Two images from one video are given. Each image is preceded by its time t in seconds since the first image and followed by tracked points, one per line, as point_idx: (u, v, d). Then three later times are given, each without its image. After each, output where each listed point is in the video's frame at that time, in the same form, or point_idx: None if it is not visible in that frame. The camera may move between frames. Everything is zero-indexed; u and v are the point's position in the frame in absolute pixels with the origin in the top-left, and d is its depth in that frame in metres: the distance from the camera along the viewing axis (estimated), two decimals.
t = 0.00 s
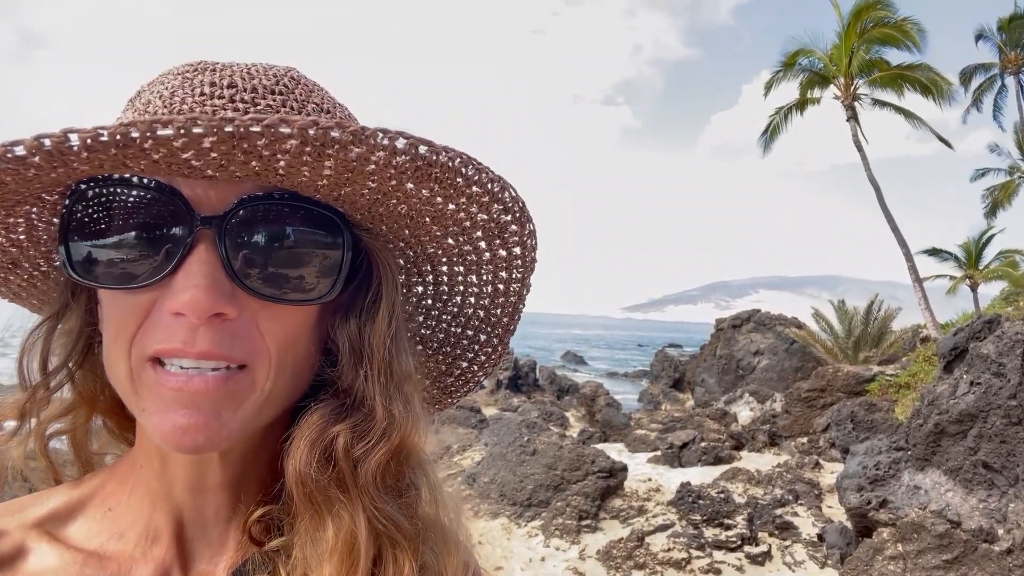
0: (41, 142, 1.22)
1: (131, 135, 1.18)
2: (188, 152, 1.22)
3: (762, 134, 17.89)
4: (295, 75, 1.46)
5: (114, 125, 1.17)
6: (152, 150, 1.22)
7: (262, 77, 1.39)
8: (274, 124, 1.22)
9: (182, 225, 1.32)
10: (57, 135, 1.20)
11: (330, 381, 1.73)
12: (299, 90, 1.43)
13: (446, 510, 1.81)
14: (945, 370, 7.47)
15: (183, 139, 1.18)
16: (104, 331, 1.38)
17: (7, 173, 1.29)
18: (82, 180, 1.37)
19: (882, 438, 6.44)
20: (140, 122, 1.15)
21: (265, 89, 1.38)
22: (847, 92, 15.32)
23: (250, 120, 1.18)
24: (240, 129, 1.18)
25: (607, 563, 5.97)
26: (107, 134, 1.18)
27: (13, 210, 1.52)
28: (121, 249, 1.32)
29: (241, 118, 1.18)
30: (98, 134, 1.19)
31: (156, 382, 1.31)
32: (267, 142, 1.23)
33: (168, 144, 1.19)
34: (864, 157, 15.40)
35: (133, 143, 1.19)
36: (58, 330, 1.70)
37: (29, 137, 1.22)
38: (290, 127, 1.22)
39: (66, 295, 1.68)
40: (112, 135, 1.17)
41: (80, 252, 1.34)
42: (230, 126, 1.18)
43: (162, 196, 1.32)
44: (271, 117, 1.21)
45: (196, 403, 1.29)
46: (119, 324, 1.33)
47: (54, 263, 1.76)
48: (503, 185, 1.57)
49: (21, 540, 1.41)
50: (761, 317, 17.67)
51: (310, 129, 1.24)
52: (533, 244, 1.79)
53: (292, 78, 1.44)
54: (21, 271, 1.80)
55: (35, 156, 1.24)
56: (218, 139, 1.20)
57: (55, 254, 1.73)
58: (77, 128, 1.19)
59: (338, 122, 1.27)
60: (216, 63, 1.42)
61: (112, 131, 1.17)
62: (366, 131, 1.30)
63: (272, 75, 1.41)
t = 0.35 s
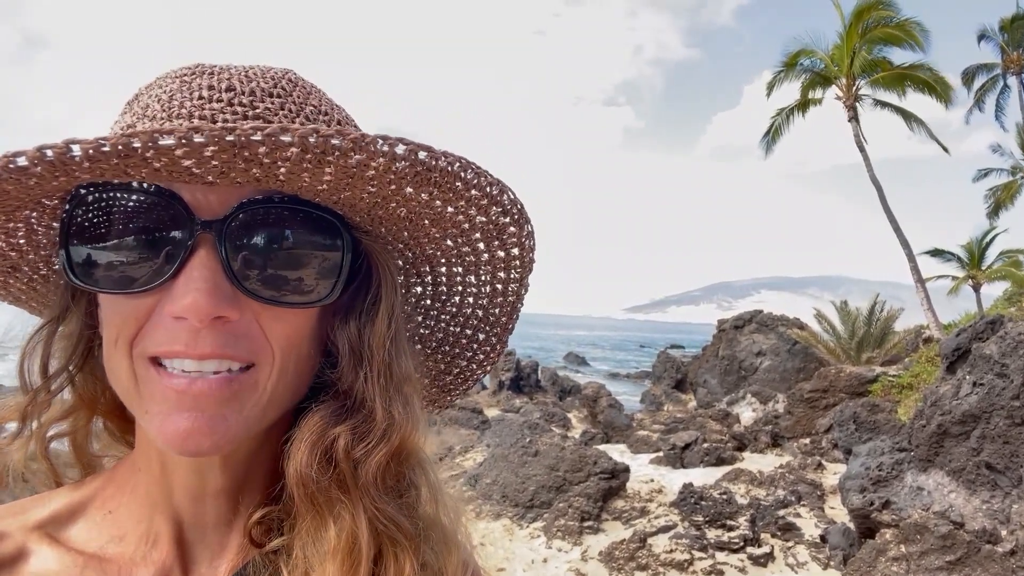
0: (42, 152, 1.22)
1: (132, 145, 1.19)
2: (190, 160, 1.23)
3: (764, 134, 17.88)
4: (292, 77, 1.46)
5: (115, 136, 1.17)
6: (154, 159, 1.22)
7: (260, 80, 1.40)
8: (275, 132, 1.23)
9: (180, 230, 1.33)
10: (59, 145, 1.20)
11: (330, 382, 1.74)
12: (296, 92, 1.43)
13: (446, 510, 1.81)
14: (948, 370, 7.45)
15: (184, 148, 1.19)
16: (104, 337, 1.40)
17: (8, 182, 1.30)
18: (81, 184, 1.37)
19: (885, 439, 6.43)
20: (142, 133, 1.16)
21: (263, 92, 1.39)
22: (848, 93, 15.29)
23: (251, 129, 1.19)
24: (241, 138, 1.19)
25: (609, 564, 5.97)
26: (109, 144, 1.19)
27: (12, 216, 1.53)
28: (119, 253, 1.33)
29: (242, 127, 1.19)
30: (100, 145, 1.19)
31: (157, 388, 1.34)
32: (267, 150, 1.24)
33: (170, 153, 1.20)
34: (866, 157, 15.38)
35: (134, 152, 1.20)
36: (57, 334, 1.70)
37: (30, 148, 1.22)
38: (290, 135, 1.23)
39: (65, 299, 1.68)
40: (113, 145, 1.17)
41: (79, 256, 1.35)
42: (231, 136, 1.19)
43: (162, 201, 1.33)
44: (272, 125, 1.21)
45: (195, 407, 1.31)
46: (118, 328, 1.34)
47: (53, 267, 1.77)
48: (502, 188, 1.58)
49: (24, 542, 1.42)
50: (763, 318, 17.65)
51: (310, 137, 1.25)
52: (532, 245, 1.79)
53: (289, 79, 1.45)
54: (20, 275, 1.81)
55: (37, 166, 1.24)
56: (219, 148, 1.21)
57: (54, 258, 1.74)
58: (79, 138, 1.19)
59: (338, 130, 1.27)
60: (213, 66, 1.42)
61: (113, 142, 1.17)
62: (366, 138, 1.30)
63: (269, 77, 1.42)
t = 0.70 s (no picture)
0: (49, 146, 1.23)
1: (139, 140, 1.19)
2: (196, 155, 1.24)
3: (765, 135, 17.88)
4: (295, 74, 1.47)
5: (121, 131, 1.18)
6: (159, 154, 1.23)
7: (263, 77, 1.41)
8: (281, 127, 1.24)
9: (182, 226, 1.34)
10: (65, 140, 1.21)
11: (332, 379, 1.75)
12: (299, 90, 1.45)
13: (448, 508, 1.82)
14: (950, 370, 7.45)
15: (191, 143, 1.20)
16: (104, 333, 1.40)
17: (13, 176, 1.31)
18: (83, 180, 1.38)
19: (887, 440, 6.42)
20: (149, 128, 1.17)
21: (266, 89, 1.40)
22: (849, 93, 15.29)
23: (257, 125, 1.20)
24: (248, 134, 1.21)
25: (611, 565, 5.96)
26: (115, 140, 1.19)
27: (14, 210, 1.55)
28: (121, 250, 1.34)
29: (248, 122, 1.20)
30: (106, 140, 1.20)
31: (159, 385, 1.35)
32: (273, 146, 1.25)
33: (176, 148, 1.21)
34: (867, 157, 15.37)
35: (141, 148, 1.21)
36: (58, 330, 1.71)
37: (37, 143, 1.23)
38: (297, 132, 1.24)
39: (66, 295, 1.70)
40: (120, 140, 1.18)
41: (81, 252, 1.36)
42: (237, 131, 1.20)
43: (165, 197, 1.34)
44: (278, 122, 1.22)
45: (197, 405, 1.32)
46: (120, 324, 1.35)
47: (54, 264, 1.78)
48: (505, 186, 1.59)
49: (24, 539, 1.43)
50: (765, 318, 17.63)
51: (316, 134, 1.26)
52: (533, 243, 1.80)
53: (292, 76, 1.46)
54: (21, 272, 1.82)
55: (43, 160, 1.25)
56: (226, 143, 1.22)
57: (55, 255, 1.75)
58: (86, 133, 1.19)
59: (344, 126, 1.29)
60: (217, 63, 1.43)
61: (120, 137, 1.18)
62: (371, 135, 1.31)
63: (271, 74, 1.43)
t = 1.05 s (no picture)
0: (51, 141, 1.23)
1: (140, 134, 1.20)
2: (197, 150, 1.24)
3: (768, 135, 17.84)
4: (300, 81, 1.48)
5: (123, 124, 1.19)
6: (161, 149, 1.24)
7: (268, 83, 1.42)
8: (282, 124, 1.24)
9: (185, 230, 1.34)
10: (67, 133, 1.22)
11: (338, 384, 1.76)
12: (304, 95, 1.46)
13: (455, 514, 1.82)
14: (954, 370, 7.44)
15: (191, 138, 1.20)
16: (109, 336, 1.41)
17: (16, 172, 1.33)
18: (88, 183, 1.39)
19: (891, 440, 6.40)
20: (150, 122, 1.17)
21: (271, 94, 1.41)
22: (853, 92, 15.25)
23: (258, 119, 1.20)
24: (248, 128, 1.21)
25: (614, 565, 5.96)
26: (116, 133, 1.20)
27: (19, 213, 1.56)
28: (125, 255, 1.35)
29: (249, 117, 1.21)
30: (108, 134, 1.21)
31: (162, 389, 1.35)
32: (275, 142, 1.25)
33: (176, 142, 1.21)
34: (871, 156, 15.34)
35: (141, 142, 1.21)
36: (63, 336, 1.73)
37: (39, 137, 1.24)
38: (297, 127, 1.24)
39: (72, 300, 1.71)
40: (121, 134, 1.19)
41: (85, 257, 1.37)
42: (238, 126, 1.20)
43: (168, 199, 1.35)
44: (279, 116, 1.23)
45: (199, 408, 1.33)
46: (123, 327, 1.36)
47: (59, 269, 1.79)
48: (507, 187, 1.59)
49: (28, 541, 1.45)
50: (768, 318, 17.61)
51: (317, 129, 1.25)
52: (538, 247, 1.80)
53: (297, 84, 1.47)
54: (26, 277, 1.84)
55: (45, 155, 1.26)
56: (226, 138, 1.22)
57: (59, 260, 1.76)
58: (87, 127, 1.21)
59: (345, 122, 1.28)
60: (222, 69, 1.44)
61: (122, 130, 1.19)
62: (372, 131, 1.31)
63: (276, 81, 1.44)
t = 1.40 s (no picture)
0: (44, 137, 1.25)
1: (133, 130, 1.21)
2: (191, 147, 1.26)
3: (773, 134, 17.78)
4: (301, 80, 1.49)
5: (116, 120, 1.20)
6: (155, 146, 1.25)
7: (269, 82, 1.43)
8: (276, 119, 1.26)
9: (187, 229, 1.36)
10: (60, 130, 1.24)
11: (339, 385, 1.77)
12: (305, 94, 1.47)
13: (458, 516, 1.83)
14: (959, 370, 7.41)
15: (185, 133, 1.22)
16: (110, 335, 1.43)
17: (12, 169, 1.34)
18: (88, 183, 1.41)
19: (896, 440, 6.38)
20: (142, 117, 1.19)
21: (271, 92, 1.42)
22: (859, 90, 15.17)
23: (252, 114, 1.22)
24: (242, 123, 1.22)
25: (618, 565, 5.96)
26: (109, 129, 1.21)
27: (22, 212, 1.58)
28: (128, 255, 1.36)
29: (242, 113, 1.22)
30: (101, 130, 1.22)
31: (161, 388, 1.36)
32: (269, 136, 1.26)
33: (171, 138, 1.23)
34: (876, 156, 15.27)
35: (136, 138, 1.23)
36: (69, 337, 1.75)
37: (31, 133, 1.25)
38: (292, 122, 1.25)
39: (75, 300, 1.73)
40: (115, 129, 1.20)
41: (87, 258, 1.39)
42: (231, 121, 1.22)
43: (168, 199, 1.36)
44: (274, 111, 1.24)
45: (201, 407, 1.33)
46: (125, 328, 1.37)
47: (62, 270, 1.80)
48: (507, 182, 1.59)
49: (32, 543, 1.47)
50: (773, 317, 17.58)
51: (312, 124, 1.26)
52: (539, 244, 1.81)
53: (298, 84, 1.47)
54: (30, 278, 1.85)
55: (38, 152, 1.27)
56: (221, 133, 1.24)
57: (62, 261, 1.77)
58: (80, 123, 1.22)
59: (340, 117, 1.29)
60: (223, 69, 1.46)
61: (115, 126, 1.20)
62: (368, 126, 1.31)
63: (276, 80, 1.44)
